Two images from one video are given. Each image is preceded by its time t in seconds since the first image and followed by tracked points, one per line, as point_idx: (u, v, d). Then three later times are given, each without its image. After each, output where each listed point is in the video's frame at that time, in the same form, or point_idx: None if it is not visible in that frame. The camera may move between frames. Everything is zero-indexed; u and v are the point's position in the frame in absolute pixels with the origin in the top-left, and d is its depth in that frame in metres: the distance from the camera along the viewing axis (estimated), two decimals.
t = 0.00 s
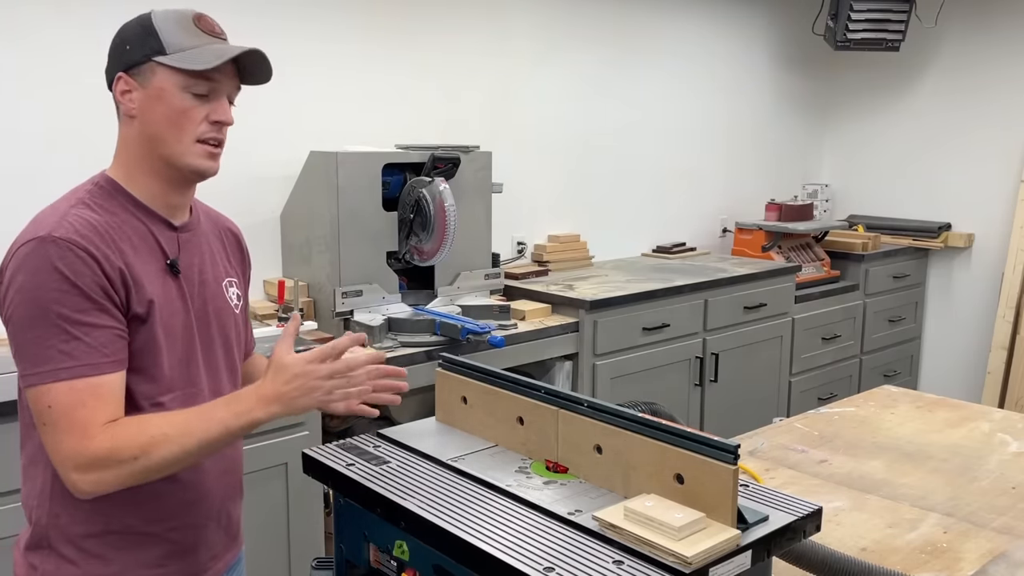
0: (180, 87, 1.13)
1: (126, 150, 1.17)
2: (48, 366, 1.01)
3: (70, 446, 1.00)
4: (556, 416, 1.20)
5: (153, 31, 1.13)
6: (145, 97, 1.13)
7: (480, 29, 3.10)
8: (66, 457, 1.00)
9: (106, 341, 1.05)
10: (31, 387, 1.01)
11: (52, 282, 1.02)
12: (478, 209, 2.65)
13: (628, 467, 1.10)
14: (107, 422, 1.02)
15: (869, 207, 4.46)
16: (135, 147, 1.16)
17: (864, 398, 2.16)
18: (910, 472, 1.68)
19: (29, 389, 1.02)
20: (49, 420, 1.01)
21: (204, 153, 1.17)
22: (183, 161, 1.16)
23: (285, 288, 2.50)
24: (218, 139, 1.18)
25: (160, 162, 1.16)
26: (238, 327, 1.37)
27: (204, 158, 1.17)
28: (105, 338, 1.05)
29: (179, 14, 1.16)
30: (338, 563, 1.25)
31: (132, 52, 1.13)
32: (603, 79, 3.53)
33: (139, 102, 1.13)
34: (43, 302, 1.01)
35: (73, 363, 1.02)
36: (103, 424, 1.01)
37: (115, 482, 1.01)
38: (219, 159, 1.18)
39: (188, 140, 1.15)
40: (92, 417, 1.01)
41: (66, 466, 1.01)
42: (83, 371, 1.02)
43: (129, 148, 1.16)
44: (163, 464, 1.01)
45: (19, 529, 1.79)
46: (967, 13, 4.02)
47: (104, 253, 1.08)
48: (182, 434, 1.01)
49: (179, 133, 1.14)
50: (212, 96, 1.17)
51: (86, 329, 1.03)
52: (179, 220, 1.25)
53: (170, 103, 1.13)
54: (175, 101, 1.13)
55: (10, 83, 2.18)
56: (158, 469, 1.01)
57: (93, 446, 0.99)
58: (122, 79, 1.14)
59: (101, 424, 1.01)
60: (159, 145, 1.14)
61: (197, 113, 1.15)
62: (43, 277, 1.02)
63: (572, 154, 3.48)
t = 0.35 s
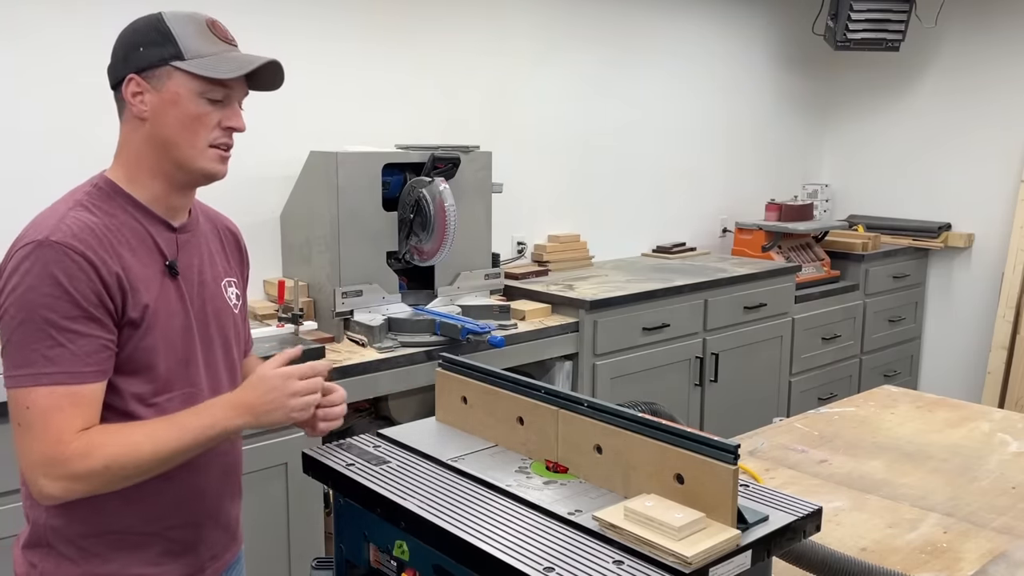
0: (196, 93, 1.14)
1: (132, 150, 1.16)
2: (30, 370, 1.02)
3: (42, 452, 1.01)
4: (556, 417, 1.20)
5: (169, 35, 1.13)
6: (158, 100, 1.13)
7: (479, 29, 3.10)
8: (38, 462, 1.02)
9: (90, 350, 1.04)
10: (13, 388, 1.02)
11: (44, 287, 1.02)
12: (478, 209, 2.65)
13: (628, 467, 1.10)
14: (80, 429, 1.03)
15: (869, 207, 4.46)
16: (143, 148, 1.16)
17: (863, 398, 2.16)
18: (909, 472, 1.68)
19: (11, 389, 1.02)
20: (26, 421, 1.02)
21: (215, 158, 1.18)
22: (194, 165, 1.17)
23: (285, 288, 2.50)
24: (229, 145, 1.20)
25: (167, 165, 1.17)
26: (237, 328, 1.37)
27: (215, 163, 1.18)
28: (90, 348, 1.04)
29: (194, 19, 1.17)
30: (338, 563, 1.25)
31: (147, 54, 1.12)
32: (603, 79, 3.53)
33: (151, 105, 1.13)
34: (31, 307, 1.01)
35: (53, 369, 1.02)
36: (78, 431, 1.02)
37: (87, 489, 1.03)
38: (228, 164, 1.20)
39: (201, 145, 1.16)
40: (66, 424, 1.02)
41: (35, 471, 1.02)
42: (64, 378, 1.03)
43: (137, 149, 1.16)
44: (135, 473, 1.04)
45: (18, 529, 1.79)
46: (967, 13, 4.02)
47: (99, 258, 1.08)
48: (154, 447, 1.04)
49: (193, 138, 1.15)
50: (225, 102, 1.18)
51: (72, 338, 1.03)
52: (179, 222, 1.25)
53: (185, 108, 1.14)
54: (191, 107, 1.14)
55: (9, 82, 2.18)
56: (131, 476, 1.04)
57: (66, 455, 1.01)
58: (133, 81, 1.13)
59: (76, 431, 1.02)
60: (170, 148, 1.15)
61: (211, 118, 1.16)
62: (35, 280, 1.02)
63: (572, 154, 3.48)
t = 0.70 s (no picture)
0: (202, 99, 1.14)
1: (136, 149, 1.17)
2: (6, 365, 1.02)
3: (9, 448, 1.02)
4: (555, 416, 1.20)
5: (181, 40, 1.13)
6: (165, 103, 1.13)
7: (479, 30, 3.10)
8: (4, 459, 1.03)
9: (68, 353, 1.05)
10: None
11: (36, 287, 1.03)
12: (478, 209, 2.65)
13: (628, 467, 1.10)
14: (48, 429, 1.03)
15: (869, 207, 4.46)
16: (146, 149, 1.16)
17: (863, 398, 2.16)
18: (909, 472, 1.68)
19: None
20: None
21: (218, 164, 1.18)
22: (195, 170, 1.17)
23: (285, 288, 2.50)
24: (232, 151, 1.20)
25: (169, 167, 1.17)
26: (236, 328, 1.36)
27: (217, 168, 1.18)
28: (68, 351, 1.05)
29: (207, 25, 1.17)
30: (338, 563, 1.25)
31: (157, 57, 1.13)
32: (602, 79, 3.53)
33: (158, 107, 1.14)
34: (17, 306, 1.03)
35: (28, 368, 1.03)
36: (47, 429, 1.03)
37: (48, 491, 1.04)
38: (231, 171, 1.20)
39: (203, 151, 1.16)
40: (33, 421, 1.02)
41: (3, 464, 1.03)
42: (38, 378, 1.03)
43: (141, 149, 1.16)
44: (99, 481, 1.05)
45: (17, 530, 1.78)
46: (967, 13, 4.02)
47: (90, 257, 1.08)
48: (123, 456, 1.05)
49: (196, 143, 1.15)
50: (230, 109, 1.18)
51: (50, 336, 1.04)
52: (179, 221, 1.24)
53: (190, 113, 1.14)
54: (197, 112, 1.14)
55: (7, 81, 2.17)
56: (93, 484, 1.05)
57: (31, 453, 1.02)
58: (141, 82, 1.13)
59: (42, 430, 1.03)
60: (173, 151, 1.15)
61: (215, 124, 1.16)
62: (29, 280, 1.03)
63: (571, 154, 3.48)
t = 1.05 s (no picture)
0: (150, 100, 1.14)
1: (103, 154, 1.19)
2: None
3: None
4: (552, 411, 1.20)
5: (124, 47, 1.14)
6: (119, 109, 1.14)
7: (469, 27, 3.10)
8: None
9: (40, 343, 1.09)
10: None
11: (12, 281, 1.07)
12: (471, 205, 2.65)
13: (625, 460, 1.10)
14: (20, 398, 1.08)
15: (860, 197, 4.47)
16: (111, 153, 1.18)
17: (858, 387, 2.16)
18: (904, 460, 1.69)
19: None
20: None
21: (177, 159, 1.18)
22: (156, 169, 1.17)
23: (279, 287, 2.49)
24: (191, 148, 1.19)
25: (133, 167, 1.18)
26: (220, 308, 1.36)
27: (176, 164, 1.18)
28: (40, 341, 1.08)
29: (149, 30, 1.17)
30: (337, 563, 1.25)
31: (107, 66, 1.14)
32: (593, 74, 3.53)
33: (114, 113, 1.15)
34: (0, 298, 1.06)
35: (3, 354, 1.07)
36: (16, 399, 1.08)
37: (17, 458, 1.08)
38: (190, 166, 1.20)
39: (160, 150, 1.16)
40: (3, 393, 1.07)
41: None
42: (14, 364, 1.07)
43: (106, 155, 1.18)
44: (70, 448, 1.09)
45: (15, 535, 1.78)
46: (955, 3, 4.04)
47: (65, 248, 1.11)
48: (89, 420, 1.09)
49: (151, 144, 1.16)
50: (183, 108, 1.17)
51: (26, 322, 1.07)
52: (157, 208, 1.25)
53: (142, 115, 1.14)
54: (147, 113, 1.14)
55: None
56: (65, 451, 1.09)
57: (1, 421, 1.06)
58: (98, 91, 1.15)
59: (14, 399, 1.08)
60: (132, 153, 1.16)
61: (168, 124, 1.16)
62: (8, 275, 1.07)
63: (563, 149, 3.48)
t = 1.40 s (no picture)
0: (158, 100, 1.13)
1: (109, 155, 1.18)
2: (11, 366, 1.05)
3: (8, 432, 1.05)
4: (551, 411, 1.20)
5: (132, 44, 1.13)
6: (125, 108, 1.14)
7: (469, 28, 3.10)
8: (5, 444, 1.06)
9: (68, 353, 1.08)
10: None
11: (27, 289, 1.05)
12: (471, 205, 2.65)
13: (625, 461, 1.10)
14: (49, 412, 1.06)
15: (859, 197, 4.47)
16: (117, 153, 1.17)
17: (858, 388, 2.16)
18: (904, 460, 1.68)
19: None
20: None
21: (184, 160, 1.17)
22: (163, 170, 1.16)
23: (279, 288, 2.49)
24: (198, 148, 1.18)
25: (140, 168, 1.17)
26: (226, 311, 1.37)
27: (183, 165, 1.17)
28: (67, 350, 1.08)
29: (157, 27, 1.16)
30: (337, 563, 1.25)
31: (113, 64, 1.13)
32: (594, 74, 3.53)
33: (120, 113, 1.14)
34: (18, 309, 1.05)
35: (32, 367, 1.05)
36: (45, 412, 1.06)
37: (46, 472, 1.06)
38: (199, 166, 1.19)
39: (166, 151, 1.15)
40: (32, 407, 1.06)
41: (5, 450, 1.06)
42: (45, 378, 1.06)
43: (113, 155, 1.17)
44: (102, 458, 1.06)
45: (15, 534, 1.78)
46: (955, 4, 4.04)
47: (77, 255, 1.10)
48: (117, 429, 1.06)
49: (158, 145, 1.15)
50: (191, 107, 1.16)
51: (49, 333, 1.06)
52: (162, 211, 1.25)
53: (149, 115, 1.13)
54: (153, 113, 1.13)
55: None
56: (96, 462, 1.07)
57: (28, 435, 1.04)
58: (104, 90, 1.14)
59: (43, 413, 1.06)
60: (139, 154, 1.15)
61: (175, 124, 1.15)
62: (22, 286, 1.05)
63: (563, 148, 3.48)
